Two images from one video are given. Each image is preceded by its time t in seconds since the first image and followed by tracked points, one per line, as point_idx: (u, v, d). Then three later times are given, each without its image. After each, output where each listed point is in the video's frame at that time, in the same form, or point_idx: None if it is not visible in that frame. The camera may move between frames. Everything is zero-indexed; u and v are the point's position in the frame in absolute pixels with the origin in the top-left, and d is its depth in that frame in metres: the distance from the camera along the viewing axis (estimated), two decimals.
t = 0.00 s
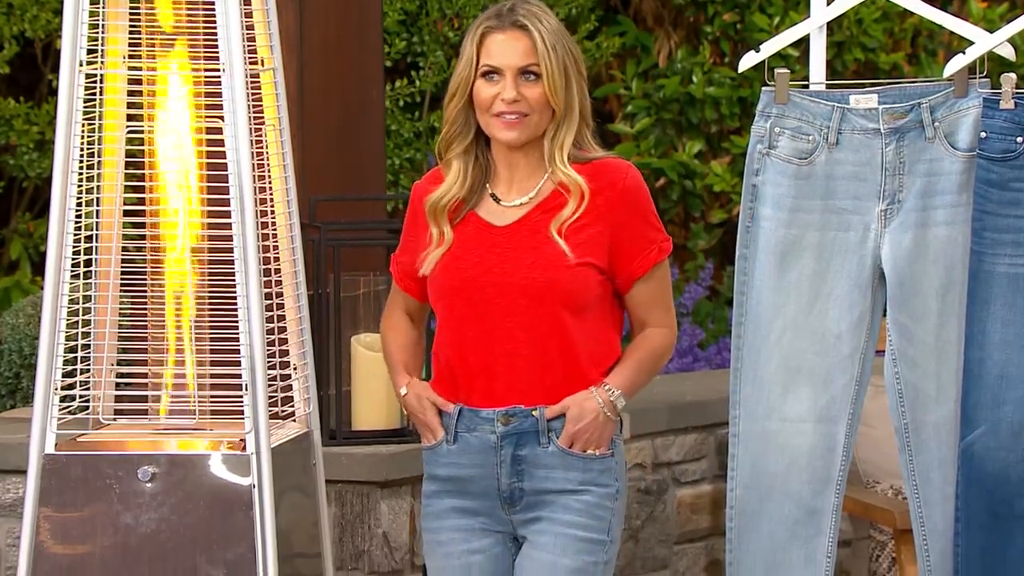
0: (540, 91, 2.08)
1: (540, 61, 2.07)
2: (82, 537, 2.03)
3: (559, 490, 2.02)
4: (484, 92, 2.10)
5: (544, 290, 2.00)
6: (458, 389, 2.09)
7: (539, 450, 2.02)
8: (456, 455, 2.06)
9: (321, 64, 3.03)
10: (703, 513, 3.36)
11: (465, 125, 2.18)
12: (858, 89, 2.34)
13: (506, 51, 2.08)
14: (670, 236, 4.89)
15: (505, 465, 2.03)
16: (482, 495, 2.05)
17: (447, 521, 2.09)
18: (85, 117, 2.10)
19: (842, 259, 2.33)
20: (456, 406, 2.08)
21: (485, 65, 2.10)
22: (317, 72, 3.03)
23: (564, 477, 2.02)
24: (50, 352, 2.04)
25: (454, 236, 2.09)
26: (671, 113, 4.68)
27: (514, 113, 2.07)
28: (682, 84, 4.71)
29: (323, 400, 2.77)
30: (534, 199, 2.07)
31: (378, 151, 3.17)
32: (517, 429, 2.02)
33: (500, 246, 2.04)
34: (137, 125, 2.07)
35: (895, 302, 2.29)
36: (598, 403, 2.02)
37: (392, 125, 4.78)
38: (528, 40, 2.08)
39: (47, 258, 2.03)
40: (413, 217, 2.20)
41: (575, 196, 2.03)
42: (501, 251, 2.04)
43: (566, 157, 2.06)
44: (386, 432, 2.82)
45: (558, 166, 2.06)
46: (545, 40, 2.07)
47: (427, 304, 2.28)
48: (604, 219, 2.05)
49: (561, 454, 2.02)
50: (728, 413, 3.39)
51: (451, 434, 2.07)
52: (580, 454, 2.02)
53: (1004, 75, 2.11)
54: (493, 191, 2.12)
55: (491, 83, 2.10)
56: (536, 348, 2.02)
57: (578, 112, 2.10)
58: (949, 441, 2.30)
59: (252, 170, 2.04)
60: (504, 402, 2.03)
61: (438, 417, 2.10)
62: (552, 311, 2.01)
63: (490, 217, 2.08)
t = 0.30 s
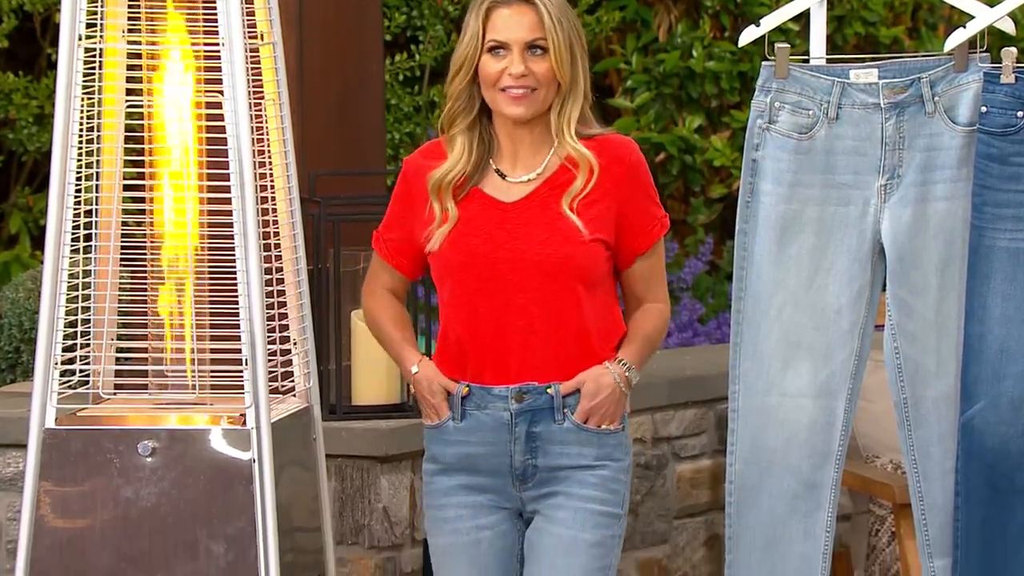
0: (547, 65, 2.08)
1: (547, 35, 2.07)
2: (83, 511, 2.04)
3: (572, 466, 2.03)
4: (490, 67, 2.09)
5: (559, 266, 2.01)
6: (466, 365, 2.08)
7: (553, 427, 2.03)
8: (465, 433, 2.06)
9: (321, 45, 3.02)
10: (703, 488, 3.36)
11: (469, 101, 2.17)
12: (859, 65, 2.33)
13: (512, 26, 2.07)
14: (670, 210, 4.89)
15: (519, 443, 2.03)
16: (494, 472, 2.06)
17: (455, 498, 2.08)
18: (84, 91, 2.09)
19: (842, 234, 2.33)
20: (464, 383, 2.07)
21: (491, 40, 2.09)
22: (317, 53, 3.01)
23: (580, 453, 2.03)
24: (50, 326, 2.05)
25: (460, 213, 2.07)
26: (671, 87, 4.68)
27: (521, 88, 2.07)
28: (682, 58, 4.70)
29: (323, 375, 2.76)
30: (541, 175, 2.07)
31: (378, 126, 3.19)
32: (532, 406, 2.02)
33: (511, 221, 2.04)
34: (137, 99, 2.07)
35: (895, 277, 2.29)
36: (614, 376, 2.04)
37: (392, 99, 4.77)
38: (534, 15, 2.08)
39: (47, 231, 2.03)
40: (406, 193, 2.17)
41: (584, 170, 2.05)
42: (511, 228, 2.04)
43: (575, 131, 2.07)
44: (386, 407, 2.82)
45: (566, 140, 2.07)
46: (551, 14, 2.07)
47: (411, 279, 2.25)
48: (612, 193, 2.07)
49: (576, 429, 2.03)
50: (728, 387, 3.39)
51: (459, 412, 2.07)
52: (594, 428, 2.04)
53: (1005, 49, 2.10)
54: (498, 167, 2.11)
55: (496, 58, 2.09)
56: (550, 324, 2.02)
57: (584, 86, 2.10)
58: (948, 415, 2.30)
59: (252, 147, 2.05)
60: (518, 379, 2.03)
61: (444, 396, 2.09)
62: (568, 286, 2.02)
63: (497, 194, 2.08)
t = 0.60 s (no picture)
0: (552, 40, 2.09)
1: (552, 9, 2.09)
2: (83, 486, 2.06)
3: (589, 441, 2.07)
4: (496, 42, 2.10)
5: (577, 242, 2.03)
6: (479, 343, 2.08)
7: (572, 402, 2.06)
8: (480, 410, 2.07)
9: (321, 13, 3.02)
10: (703, 463, 3.37)
11: (473, 77, 2.15)
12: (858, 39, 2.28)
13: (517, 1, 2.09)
14: (670, 186, 4.89)
15: (538, 419, 2.05)
16: (511, 449, 2.07)
17: (467, 475, 2.09)
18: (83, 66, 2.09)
19: (842, 209, 2.28)
20: (478, 360, 2.08)
21: (496, 14, 2.10)
22: (317, 21, 3.02)
23: (599, 427, 2.07)
24: (49, 301, 2.06)
25: (468, 189, 2.06)
26: (671, 62, 4.68)
27: (528, 63, 2.08)
28: (682, 34, 4.69)
29: (323, 351, 2.76)
30: (550, 151, 2.08)
31: (378, 100, 3.15)
32: (551, 381, 2.05)
33: (524, 198, 2.05)
34: (137, 75, 2.07)
35: (895, 253, 2.24)
36: (630, 349, 2.09)
37: (392, 75, 4.77)
38: None
39: (47, 206, 2.03)
40: (404, 168, 2.13)
41: (591, 146, 2.07)
42: (525, 204, 2.04)
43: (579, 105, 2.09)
44: (386, 383, 2.82)
45: (572, 114, 2.08)
46: None
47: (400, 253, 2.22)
48: (620, 165, 2.10)
49: (595, 404, 2.07)
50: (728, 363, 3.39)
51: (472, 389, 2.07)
52: (611, 402, 2.07)
53: (1005, 22, 2.09)
54: (504, 141, 2.11)
55: (502, 33, 2.10)
56: (566, 300, 2.04)
57: (590, 60, 2.12)
58: (948, 391, 2.25)
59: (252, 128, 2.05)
60: (535, 356, 2.05)
61: (456, 375, 2.09)
62: (585, 262, 2.04)
63: (507, 171, 2.08)
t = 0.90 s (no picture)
0: (572, 16, 2.12)
1: None
2: (83, 464, 2.06)
3: (615, 419, 2.09)
4: (516, 19, 2.12)
5: (600, 220, 2.06)
6: (501, 321, 2.09)
7: (596, 379, 2.08)
8: (504, 389, 2.07)
9: None
10: (702, 442, 3.37)
11: (493, 54, 2.16)
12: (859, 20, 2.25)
13: None
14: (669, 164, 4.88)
15: (562, 397, 2.07)
16: (534, 428, 2.08)
17: (490, 455, 2.09)
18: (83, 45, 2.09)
19: (842, 189, 2.24)
20: (500, 339, 2.09)
21: None
22: (317, 2, 3.01)
23: (623, 404, 2.09)
24: (50, 280, 2.06)
25: (488, 166, 2.08)
26: (671, 40, 4.68)
27: (548, 38, 2.10)
28: (682, 12, 4.69)
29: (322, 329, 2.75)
30: (570, 128, 2.11)
31: (377, 82, 3.16)
32: (575, 359, 2.06)
33: (546, 175, 2.08)
34: (136, 54, 2.07)
35: (895, 231, 2.19)
36: (652, 326, 2.12)
37: (392, 54, 4.78)
38: None
39: (47, 185, 2.03)
40: (421, 146, 2.14)
41: (610, 123, 2.10)
42: (547, 182, 2.07)
43: (600, 81, 2.12)
44: (385, 362, 2.81)
45: (593, 91, 2.12)
46: None
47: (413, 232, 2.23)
48: (636, 144, 2.15)
49: (618, 380, 2.09)
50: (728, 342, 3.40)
51: (494, 368, 2.08)
52: (633, 379, 2.10)
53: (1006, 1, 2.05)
54: (524, 118, 2.14)
55: (522, 10, 2.12)
56: (587, 277, 2.07)
57: (607, 38, 2.16)
58: (948, 369, 2.19)
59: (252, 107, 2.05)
60: (558, 335, 2.07)
61: (477, 357, 2.09)
62: (606, 239, 2.07)
63: (527, 149, 2.10)
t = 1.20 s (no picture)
0: None
1: None
2: (79, 445, 2.05)
3: (645, 406, 2.12)
4: None
5: (627, 205, 2.08)
6: (531, 307, 2.12)
7: (627, 367, 2.11)
8: (534, 379, 2.10)
9: None
10: (703, 424, 3.35)
11: (523, 36, 2.19)
12: None
13: None
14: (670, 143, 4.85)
15: (593, 386, 2.09)
16: (564, 416, 2.10)
17: (518, 443, 2.12)
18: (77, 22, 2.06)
19: (846, 168, 2.18)
20: (531, 330, 2.11)
21: None
22: None
23: (654, 391, 2.12)
24: (44, 259, 2.04)
25: (515, 151, 2.09)
26: (672, 17, 4.68)
27: (581, 18, 2.13)
28: None
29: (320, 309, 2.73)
30: (598, 110, 2.14)
31: (374, 57, 3.19)
32: (605, 348, 2.09)
33: (573, 159, 2.10)
34: (131, 30, 2.05)
35: (898, 209, 2.15)
36: (683, 314, 2.16)
37: (390, 30, 4.81)
38: None
39: (41, 164, 2.01)
40: (446, 130, 2.16)
41: (641, 105, 2.14)
42: (574, 166, 2.09)
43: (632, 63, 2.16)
44: (385, 342, 2.79)
45: (625, 73, 2.15)
46: None
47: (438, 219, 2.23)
48: (665, 128, 2.18)
49: (649, 367, 2.12)
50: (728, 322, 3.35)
51: (526, 358, 2.10)
52: (665, 365, 2.13)
53: None
54: (551, 100, 2.16)
55: None
56: (616, 263, 2.09)
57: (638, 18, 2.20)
58: (952, 349, 2.15)
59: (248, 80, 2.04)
60: (587, 323, 2.10)
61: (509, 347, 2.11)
62: (633, 226, 2.09)
63: (554, 133, 2.13)
